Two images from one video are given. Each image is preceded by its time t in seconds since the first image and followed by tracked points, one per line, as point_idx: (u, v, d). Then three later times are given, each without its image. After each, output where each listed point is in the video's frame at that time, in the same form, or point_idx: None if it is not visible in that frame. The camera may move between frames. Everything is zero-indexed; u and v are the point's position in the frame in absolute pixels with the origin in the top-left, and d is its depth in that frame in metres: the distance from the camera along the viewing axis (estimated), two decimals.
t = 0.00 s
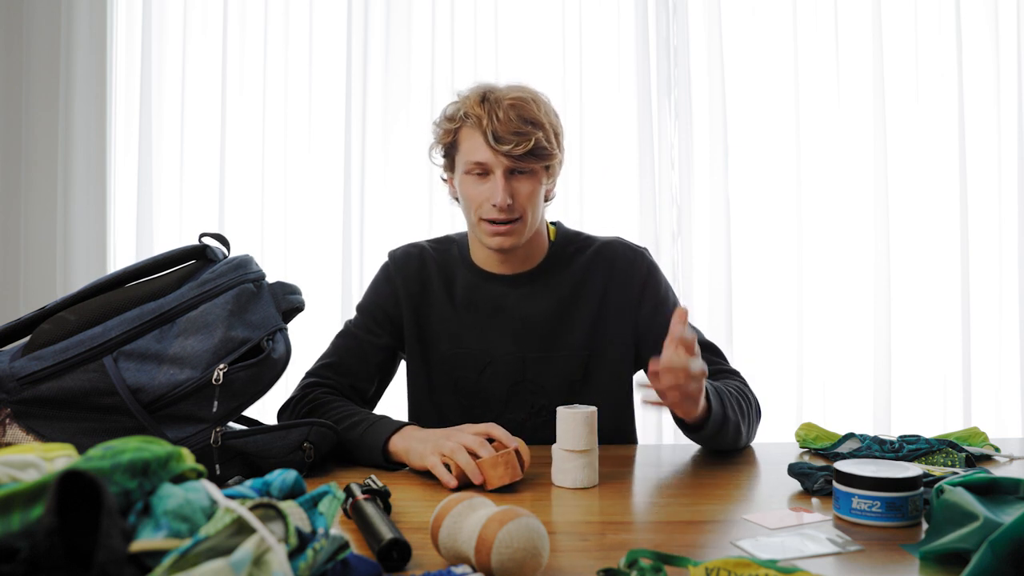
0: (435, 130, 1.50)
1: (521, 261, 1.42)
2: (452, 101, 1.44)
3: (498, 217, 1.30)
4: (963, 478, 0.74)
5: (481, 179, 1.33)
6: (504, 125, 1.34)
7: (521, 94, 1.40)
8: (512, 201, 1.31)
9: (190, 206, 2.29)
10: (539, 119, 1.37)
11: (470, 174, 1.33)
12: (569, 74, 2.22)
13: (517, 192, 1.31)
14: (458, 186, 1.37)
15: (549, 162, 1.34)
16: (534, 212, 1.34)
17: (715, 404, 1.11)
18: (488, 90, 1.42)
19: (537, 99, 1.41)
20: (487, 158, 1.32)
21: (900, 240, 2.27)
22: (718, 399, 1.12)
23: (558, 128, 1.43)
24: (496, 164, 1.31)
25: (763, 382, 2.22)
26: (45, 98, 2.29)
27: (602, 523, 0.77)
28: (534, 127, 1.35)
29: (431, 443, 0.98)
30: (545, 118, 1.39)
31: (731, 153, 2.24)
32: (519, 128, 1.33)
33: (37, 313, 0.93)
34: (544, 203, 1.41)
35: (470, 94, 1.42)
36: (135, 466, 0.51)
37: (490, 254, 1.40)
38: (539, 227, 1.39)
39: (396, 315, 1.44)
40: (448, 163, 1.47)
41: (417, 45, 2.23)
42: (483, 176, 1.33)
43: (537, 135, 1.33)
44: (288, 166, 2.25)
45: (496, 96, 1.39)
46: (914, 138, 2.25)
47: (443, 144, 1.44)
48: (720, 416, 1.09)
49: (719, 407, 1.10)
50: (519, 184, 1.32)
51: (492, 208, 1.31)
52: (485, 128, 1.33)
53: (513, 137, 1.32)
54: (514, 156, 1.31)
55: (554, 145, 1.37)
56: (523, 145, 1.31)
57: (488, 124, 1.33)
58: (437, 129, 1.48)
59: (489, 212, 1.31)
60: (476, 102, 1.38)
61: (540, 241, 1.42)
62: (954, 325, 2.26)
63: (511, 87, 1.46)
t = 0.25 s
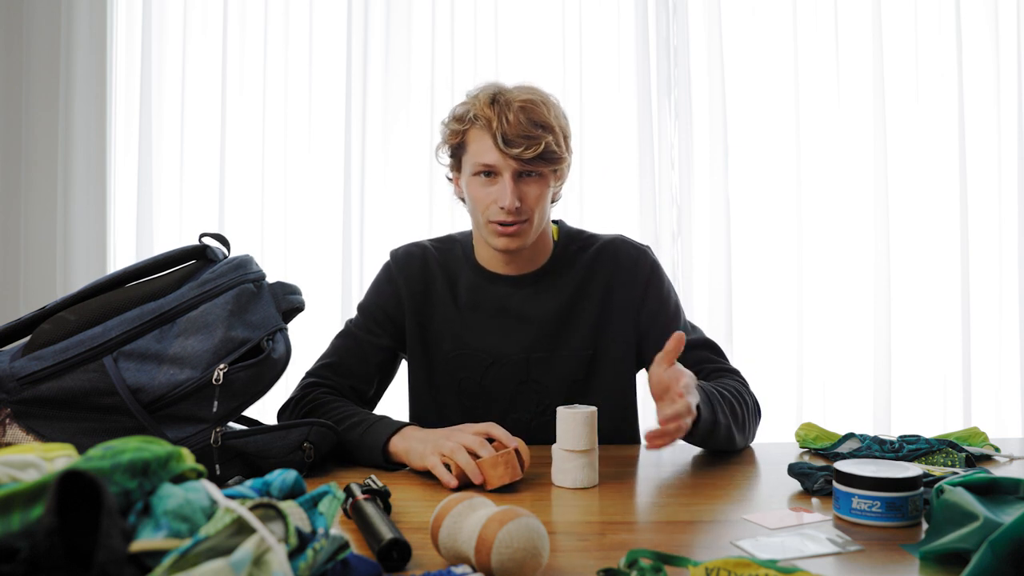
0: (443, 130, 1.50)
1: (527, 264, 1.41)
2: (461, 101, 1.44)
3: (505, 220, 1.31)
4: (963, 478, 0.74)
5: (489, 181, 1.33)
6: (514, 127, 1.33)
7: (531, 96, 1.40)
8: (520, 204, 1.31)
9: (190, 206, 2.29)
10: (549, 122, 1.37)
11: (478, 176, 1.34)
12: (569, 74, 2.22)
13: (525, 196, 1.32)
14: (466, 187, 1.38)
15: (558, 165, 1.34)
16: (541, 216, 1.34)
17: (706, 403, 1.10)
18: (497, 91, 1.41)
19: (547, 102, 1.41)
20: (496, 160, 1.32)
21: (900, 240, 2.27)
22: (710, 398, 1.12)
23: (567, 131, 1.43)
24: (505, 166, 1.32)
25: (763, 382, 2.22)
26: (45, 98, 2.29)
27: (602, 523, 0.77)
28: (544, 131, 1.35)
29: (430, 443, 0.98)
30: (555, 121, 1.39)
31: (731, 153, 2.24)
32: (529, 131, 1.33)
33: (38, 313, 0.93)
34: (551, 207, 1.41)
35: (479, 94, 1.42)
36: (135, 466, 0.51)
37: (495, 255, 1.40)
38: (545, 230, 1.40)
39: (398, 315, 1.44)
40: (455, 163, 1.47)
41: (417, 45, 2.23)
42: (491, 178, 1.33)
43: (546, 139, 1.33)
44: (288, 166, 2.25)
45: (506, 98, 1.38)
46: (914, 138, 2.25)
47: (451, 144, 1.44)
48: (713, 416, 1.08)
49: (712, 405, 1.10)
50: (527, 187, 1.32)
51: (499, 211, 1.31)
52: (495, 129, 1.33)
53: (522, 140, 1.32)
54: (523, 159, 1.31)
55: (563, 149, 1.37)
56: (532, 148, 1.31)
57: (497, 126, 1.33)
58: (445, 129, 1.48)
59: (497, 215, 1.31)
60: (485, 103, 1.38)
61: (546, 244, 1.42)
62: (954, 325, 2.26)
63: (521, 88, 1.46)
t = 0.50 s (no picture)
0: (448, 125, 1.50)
1: (533, 259, 1.42)
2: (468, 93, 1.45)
3: (512, 210, 1.32)
4: (963, 478, 0.74)
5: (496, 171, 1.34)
6: (523, 118, 1.34)
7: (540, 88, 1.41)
8: (527, 194, 1.32)
9: (190, 206, 2.29)
10: (557, 114, 1.38)
11: (485, 167, 1.35)
12: (569, 73, 2.22)
13: (533, 186, 1.33)
14: (472, 178, 1.38)
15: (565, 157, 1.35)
16: (548, 207, 1.35)
17: (708, 406, 1.08)
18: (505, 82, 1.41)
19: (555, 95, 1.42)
20: (504, 150, 1.33)
21: (900, 240, 2.27)
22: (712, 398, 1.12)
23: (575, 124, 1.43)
24: (513, 157, 1.33)
25: (763, 382, 2.22)
26: (45, 98, 2.29)
27: (602, 522, 0.77)
28: (553, 122, 1.36)
29: (430, 443, 0.98)
30: (563, 113, 1.40)
31: (731, 153, 2.24)
32: (538, 121, 1.34)
33: (37, 313, 0.93)
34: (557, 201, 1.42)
35: (488, 86, 1.42)
36: (135, 466, 0.51)
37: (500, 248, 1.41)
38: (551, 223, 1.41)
39: (399, 315, 1.44)
40: (460, 157, 1.48)
41: (417, 45, 2.23)
42: (498, 168, 1.34)
43: (555, 130, 1.34)
44: (288, 166, 2.25)
45: (515, 89, 1.38)
46: (914, 138, 2.25)
47: (457, 136, 1.44)
48: (715, 419, 1.06)
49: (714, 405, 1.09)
50: (534, 178, 1.33)
51: (507, 201, 1.32)
52: (504, 119, 1.34)
53: (531, 130, 1.33)
54: (531, 148, 1.32)
55: (571, 141, 1.38)
56: (541, 138, 1.32)
57: (506, 116, 1.34)
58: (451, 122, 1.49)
59: (504, 205, 1.32)
60: (494, 93, 1.38)
61: (551, 238, 1.43)
62: (954, 325, 2.26)
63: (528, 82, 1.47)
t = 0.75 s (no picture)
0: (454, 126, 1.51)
1: (535, 261, 1.42)
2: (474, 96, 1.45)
3: (515, 213, 1.31)
4: (963, 478, 0.74)
5: (501, 175, 1.34)
6: (529, 122, 1.35)
7: (546, 93, 1.41)
8: (531, 198, 1.32)
9: (190, 206, 2.29)
10: (563, 119, 1.38)
11: (490, 170, 1.35)
12: (569, 73, 2.22)
13: (536, 191, 1.33)
14: (475, 180, 1.38)
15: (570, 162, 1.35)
16: (551, 211, 1.35)
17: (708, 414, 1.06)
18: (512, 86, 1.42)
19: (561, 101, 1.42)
20: (509, 154, 1.33)
21: (900, 240, 2.27)
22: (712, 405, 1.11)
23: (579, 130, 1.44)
24: (518, 161, 1.33)
25: (763, 382, 2.22)
26: (45, 97, 2.29)
27: (602, 523, 0.77)
28: (559, 127, 1.36)
29: (430, 440, 0.98)
30: (568, 119, 1.40)
31: (731, 153, 2.24)
32: (544, 126, 1.34)
33: (37, 313, 0.93)
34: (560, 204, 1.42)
35: (494, 88, 1.43)
36: (135, 466, 0.51)
37: (502, 251, 1.41)
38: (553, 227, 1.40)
39: (400, 317, 1.44)
40: (464, 159, 1.48)
41: (417, 45, 2.23)
42: (503, 172, 1.34)
43: (560, 135, 1.34)
44: (288, 166, 2.25)
45: (522, 93, 1.39)
46: (914, 138, 2.25)
47: (462, 138, 1.45)
48: (716, 425, 1.05)
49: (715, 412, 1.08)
50: (538, 182, 1.33)
51: (510, 204, 1.32)
52: (510, 123, 1.34)
53: (536, 135, 1.33)
54: (536, 153, 1.32)
55: (575, 147, 1.38)
56: (547, 143, 1.33)
57: (512, 120, 1.34)
58: (456, 124, 1.49)
59: (507, 208, 1.32)
60: (500, 97, 1.39)
61: (553, 242, 1.43)
62: (954, 325, 2.26)
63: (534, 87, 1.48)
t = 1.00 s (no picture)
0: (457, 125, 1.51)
1: (537, 258, 1.42)
2: (477, 94, 1.46)
3: (519, 206, 1.31)
4: (962, 478, 0.74)
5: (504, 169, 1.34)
6: (532, 117, 1.35)
7: (549, 90, 1.42)
8: (535, 191, 1.32)
9: (190, 206, 2.29)
10: (565, 115, 1.39)
11: (493, 164, 1.35)
12: (569, 73, 2.22)
13: (540, 184, 1.32)
14: (478, 176, 1.38)
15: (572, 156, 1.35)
16: (553, 205, 1.35)
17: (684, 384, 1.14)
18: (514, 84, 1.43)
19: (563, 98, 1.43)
20: (513, 148, 1.34)
21: (900, 240, 2.27)
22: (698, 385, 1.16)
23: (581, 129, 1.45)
24: (522, 154, 1.33)
25: (764, 382, 2.22)
26: (45, 98, 2.29)
27: (603, 523, 0.77)
28: (561, 123, 1.37)
29: (430, 441, 0.98)
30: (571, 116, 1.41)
31: (731, 153, 2.24)
32: (547, 120, 1.35)
33: (37, 313, 0.93)
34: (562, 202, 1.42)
35: (497, 87, 1.44)
36: (135, 466, 0.51)
37: (505, 248, 1.41)
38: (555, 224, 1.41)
39: (402, 316, 1.44)
40: (467, 156, 1.48)
41: (417, 45, 2.23)
42: (507, 166, 1.34)
43: (563, 130, 1.35)
44: (288, 166, 2.25)
45: (524, 89, 1.40)
46: (914, 138, 2.25)
47: (465, 135, 1.45)
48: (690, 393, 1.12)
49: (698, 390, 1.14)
50: (542, 175, 1.33)
51: (514, 197, 1.31)
52: (513, 118, 1.35)
53: (540, 129, 1.34)
54: (539, 146, 1.33)
55: (577, 142, 1.39)
56: (550, 136, 1.33)
57: (516, 114, 1.35)
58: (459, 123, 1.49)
59: (511, 201, 1.32)
60: (504, 93, 1.39)
61: (554, 240, 1.43)
62: (954, 325, 2.26)
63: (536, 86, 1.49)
